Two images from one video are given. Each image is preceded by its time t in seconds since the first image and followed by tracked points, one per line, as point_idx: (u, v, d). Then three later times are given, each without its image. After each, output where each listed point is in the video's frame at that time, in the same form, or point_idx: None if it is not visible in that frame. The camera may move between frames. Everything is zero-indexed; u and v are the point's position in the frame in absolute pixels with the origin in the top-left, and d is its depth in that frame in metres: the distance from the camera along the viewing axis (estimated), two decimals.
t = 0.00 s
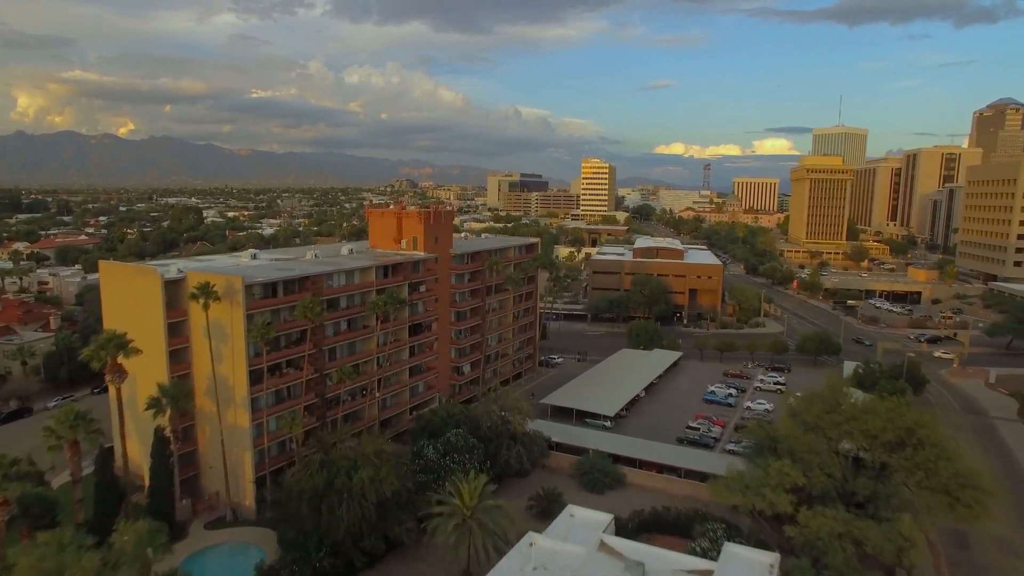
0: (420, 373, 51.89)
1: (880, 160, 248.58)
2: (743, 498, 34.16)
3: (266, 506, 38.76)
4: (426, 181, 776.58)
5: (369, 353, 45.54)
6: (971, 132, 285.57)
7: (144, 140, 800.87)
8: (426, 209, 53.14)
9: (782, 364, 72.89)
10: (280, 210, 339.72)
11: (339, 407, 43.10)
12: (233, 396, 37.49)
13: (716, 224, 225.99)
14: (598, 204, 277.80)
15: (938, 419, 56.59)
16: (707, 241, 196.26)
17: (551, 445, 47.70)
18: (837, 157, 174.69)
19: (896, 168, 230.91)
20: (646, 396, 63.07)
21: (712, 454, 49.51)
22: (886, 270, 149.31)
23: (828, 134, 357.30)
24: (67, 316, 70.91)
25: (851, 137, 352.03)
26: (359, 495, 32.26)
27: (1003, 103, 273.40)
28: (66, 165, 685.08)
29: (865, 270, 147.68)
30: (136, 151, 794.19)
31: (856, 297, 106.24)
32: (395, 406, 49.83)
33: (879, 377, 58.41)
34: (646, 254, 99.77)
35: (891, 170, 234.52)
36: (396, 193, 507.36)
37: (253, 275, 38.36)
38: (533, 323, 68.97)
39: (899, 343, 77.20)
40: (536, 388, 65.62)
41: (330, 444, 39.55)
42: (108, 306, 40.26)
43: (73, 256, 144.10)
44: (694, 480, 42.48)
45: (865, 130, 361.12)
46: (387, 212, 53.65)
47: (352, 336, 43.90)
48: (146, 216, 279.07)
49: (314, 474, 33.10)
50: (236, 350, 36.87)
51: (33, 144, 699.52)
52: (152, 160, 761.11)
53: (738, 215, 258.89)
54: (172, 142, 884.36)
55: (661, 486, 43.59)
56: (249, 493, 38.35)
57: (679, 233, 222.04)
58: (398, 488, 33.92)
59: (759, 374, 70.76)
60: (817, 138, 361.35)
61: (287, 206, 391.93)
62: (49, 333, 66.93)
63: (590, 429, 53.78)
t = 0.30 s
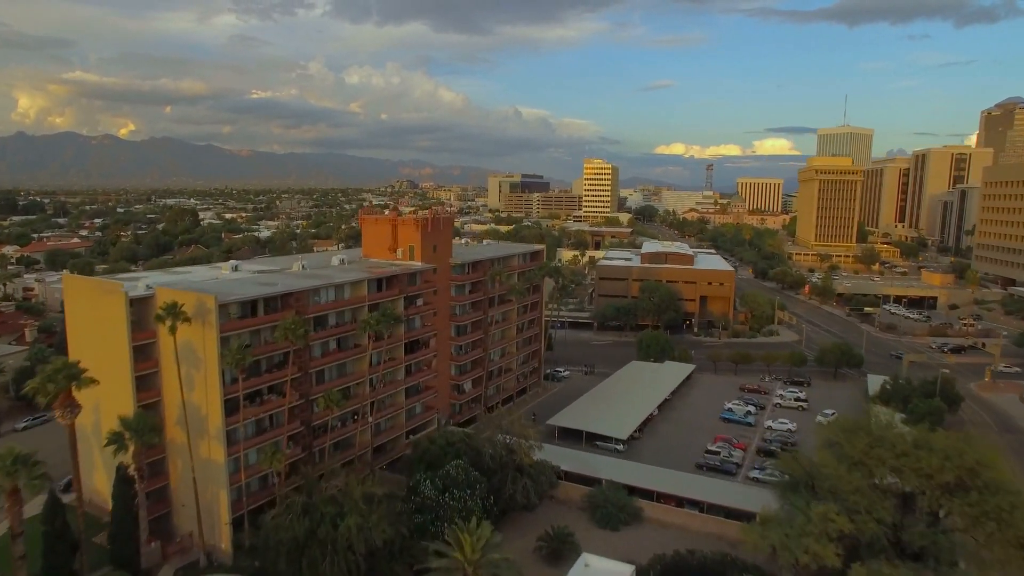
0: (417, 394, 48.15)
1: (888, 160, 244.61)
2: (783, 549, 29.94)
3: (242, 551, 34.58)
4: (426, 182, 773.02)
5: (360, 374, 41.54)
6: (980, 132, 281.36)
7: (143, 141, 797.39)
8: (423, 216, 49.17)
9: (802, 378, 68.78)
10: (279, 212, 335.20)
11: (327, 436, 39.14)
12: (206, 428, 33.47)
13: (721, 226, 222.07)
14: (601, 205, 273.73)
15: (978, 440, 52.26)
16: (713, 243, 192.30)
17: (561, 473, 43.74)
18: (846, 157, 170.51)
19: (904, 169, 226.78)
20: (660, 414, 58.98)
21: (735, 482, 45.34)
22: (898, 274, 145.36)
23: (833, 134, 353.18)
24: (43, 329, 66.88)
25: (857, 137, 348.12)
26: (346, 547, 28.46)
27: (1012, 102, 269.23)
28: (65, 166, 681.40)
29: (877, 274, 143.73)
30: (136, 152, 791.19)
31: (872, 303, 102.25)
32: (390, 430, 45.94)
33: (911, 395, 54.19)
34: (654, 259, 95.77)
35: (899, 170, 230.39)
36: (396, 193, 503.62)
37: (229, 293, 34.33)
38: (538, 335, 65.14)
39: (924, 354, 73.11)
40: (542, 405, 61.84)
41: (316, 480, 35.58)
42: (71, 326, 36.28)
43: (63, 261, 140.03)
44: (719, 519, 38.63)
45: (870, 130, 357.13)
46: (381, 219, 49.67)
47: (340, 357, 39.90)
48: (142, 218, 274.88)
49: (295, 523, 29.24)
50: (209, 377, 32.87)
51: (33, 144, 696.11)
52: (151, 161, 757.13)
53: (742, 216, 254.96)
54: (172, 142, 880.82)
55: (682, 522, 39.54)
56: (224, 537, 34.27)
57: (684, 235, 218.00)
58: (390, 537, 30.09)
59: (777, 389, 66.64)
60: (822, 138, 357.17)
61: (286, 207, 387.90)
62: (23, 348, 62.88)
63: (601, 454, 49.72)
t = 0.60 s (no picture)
0: (412, 417, 44.50)
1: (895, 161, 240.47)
2: None
3: None
4: (426, 183, 769.04)
5: (348, 402, 37.67)
6: (987, 132, 277.17)
7: (142, 141, 793.47)
8: (419, 224, 45.26)
9: (822, 394, 64.67)
10: (277, 214, 330.78)
11: (312, 471, 35.31)
12: (171, 468, 29.41)
13: (726, 228, 218.02)
14: (603, 206, 269.78)
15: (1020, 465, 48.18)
16: (718, 246, 188.42)
17: (570, 510, 39.79)
18: (855, 158, 166.43)
19: (913, 170, 222.58)
20: (674, 435, 54.93)
21: (761, 518, 41.28)
22: (910, 277, 141.46)
23: (838, 134, 349.00)
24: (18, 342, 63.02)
25: (862, 138, 343.98)
26: None
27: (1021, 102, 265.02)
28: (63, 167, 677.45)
29: (889, 278, 139.81)
30: (135, 152, 787.32)
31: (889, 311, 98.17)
32: (383, 458, 42.15)
33: (947, 416, 50.00)
34: (662, 265, 91.88)
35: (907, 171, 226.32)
36: (396, 194, 499.79)
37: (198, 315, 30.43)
38: (543, 348, 61.40)
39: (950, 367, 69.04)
40: (547, 424, 58.10)
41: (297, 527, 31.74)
42: (23, 345, 32.14)
43: (52, 265, 136.13)
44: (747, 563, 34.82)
45: (875, 130, 352.91)
46: (373, 228, 45.69)
47: (325, 384, 36.04)
48: (137, 221, 270.67)
49: None
50: (173, 412, 28.81)
51: (31, 145, 692.17)
52: (150, 161, 753.16)
53: (747, 218, 250.94)
54: (171, 143, 876.93)
55: (704, 565, 35.63)
56: None
57: (689, 238, 214.12)
58: None
59: (797, 406, 62.54)
60: (827, 138, 353.01)
61: (284, 208, 384.01)
62: None
63: (612, 482, 45.78)
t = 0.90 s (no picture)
0: (405, 447, 40.81)
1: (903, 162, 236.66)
2: None
3: None
4: (426, 183, 765.04)
5: (333, 435, 33.99)
6: (995, 132, 273.29)
7: (141, 141, 789.54)
8: (413, 235, 41.43)
9: (844, 413, 60.69)
10: (275, 215, 326.40)
11: (291, 516, 31.49)
12: (124, 523, 25.47)
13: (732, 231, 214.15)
14: (606, 208, 265.66)
15: None
16: (724, 249, 184.61)
17: (581, 553, 35.88)
18: (863, 160, 162.68)
19: (921, 172, 218.65)
20: (688, 461, 51.03)
21: (791, 561, 37.39)
22: (923, 283, 137.68)
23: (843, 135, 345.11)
24: None
25: (867, 138, 340.10)
26: None
27: None
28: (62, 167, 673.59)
29: (901, 283, 136.00)
30: (134, 152, 783.61)
31: (906, 320, 94.25)
32: (374, 493, 38.39)
33: (988, 441, 45.91)
34: (671, 272, 88.11)
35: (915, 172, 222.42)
36: (396, 195, 495.77)
37: (157, 345, 26.60)
38: (548, 365, 57.74)
39: (979, 383, 65.17)
40: (552, 447, 54.41)
41: None
42: None
43: (41, 270, 132.22)
44: None
45: (880, 130, 349.03)
46: (363, 239, 41.80)
47: (306, 417, 32.32)
48: (133, 223, 266.59)
49: None
50: (125, 460, 24.79)
51: (29, 145, 688.26)
52: (149, 162, 749.39)
53: (752, 220, 247.09)
54: (170, 143, 873.16)
55: None
56: None
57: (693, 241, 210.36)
58: None
59: (818, 427, 58.58)
60: (831, 139, 349.00)
61: (283, 209, 379.87)
62: None
63: (625, 518, 41.98)
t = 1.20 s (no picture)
0: (397, 481, 37.36)
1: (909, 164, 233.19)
2: None
3: None
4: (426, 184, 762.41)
5: (315, 475, 30.48)
6: (1002, 133, 269.96)
7: (141, 142, 786.49)
8: (405, 248, 37.86)
9: (866, 433, 57.00)
10: (272, 217, 322.46)
11: (264, 568, 27.98)
12: None
13: (736, 233, 210.65)
14: (608, 210, 261.74)
15: None
16: (729, 252, 181.05)
17: None
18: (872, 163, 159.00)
19: (928, 173, 215.06)
20: (703, 490, 47.42)
21: None
22: (934, 288, 134.31)
23: (847, 136, 341.82)
24: None
25: (871, 139, 336.75)
26: None
27: None
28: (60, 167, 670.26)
29: (912, 289, 132.57)
30: (134, 152, 780.92)
31: (922, 330, 90.82)
32: (362, 534, 34.90)
33: None
34: (678, 279, 84.58)
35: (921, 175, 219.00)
36: (396, 195, 492.47)
37: (106, 384, 23.02)
38: (552, 383, 54.32)
39: (1008, 401, 61.64)
40: (556, 472, 51.05)
41: None
42: None
43: (28, 274, 128.42)
44: None
45: (884, 131, 345.45)
46: (350, 252, 38.27)
47: (283, 456, 28.79)
48: (129, 225, 262.85)
49: None
50: (64, 522, 21.12)
51: (28, 145, 684.80)
52: (148, 162, 746.33)
53: (756, 222, 243.83)
54: (170, 143, 869.95)
55: None
56: None
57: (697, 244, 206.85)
58: None
59: (839, 449, 54.91)
60: (835, 139, 345.79)
61: (282, 210, 376.37)
62: None
63: (636, 558, 38.51)
